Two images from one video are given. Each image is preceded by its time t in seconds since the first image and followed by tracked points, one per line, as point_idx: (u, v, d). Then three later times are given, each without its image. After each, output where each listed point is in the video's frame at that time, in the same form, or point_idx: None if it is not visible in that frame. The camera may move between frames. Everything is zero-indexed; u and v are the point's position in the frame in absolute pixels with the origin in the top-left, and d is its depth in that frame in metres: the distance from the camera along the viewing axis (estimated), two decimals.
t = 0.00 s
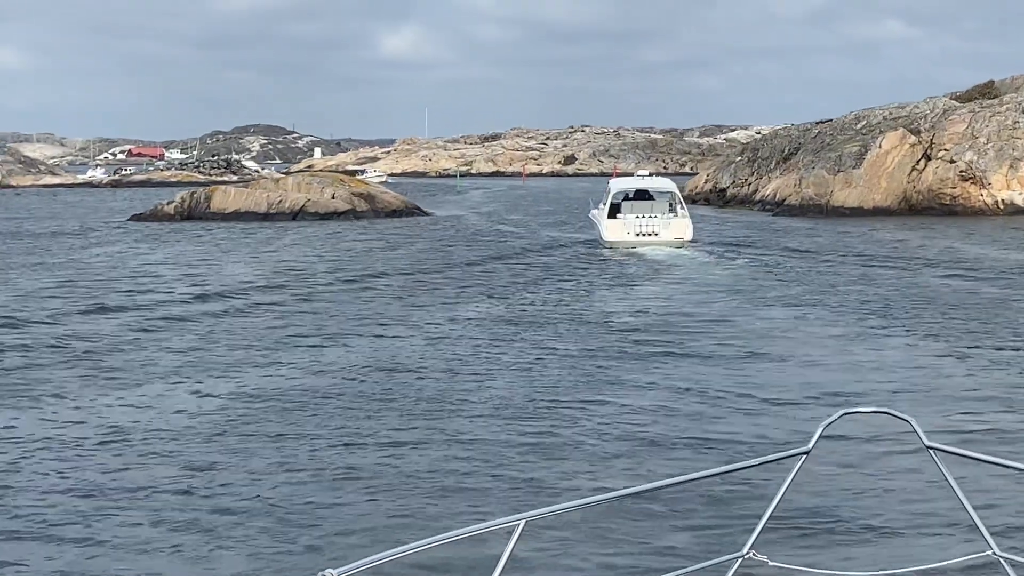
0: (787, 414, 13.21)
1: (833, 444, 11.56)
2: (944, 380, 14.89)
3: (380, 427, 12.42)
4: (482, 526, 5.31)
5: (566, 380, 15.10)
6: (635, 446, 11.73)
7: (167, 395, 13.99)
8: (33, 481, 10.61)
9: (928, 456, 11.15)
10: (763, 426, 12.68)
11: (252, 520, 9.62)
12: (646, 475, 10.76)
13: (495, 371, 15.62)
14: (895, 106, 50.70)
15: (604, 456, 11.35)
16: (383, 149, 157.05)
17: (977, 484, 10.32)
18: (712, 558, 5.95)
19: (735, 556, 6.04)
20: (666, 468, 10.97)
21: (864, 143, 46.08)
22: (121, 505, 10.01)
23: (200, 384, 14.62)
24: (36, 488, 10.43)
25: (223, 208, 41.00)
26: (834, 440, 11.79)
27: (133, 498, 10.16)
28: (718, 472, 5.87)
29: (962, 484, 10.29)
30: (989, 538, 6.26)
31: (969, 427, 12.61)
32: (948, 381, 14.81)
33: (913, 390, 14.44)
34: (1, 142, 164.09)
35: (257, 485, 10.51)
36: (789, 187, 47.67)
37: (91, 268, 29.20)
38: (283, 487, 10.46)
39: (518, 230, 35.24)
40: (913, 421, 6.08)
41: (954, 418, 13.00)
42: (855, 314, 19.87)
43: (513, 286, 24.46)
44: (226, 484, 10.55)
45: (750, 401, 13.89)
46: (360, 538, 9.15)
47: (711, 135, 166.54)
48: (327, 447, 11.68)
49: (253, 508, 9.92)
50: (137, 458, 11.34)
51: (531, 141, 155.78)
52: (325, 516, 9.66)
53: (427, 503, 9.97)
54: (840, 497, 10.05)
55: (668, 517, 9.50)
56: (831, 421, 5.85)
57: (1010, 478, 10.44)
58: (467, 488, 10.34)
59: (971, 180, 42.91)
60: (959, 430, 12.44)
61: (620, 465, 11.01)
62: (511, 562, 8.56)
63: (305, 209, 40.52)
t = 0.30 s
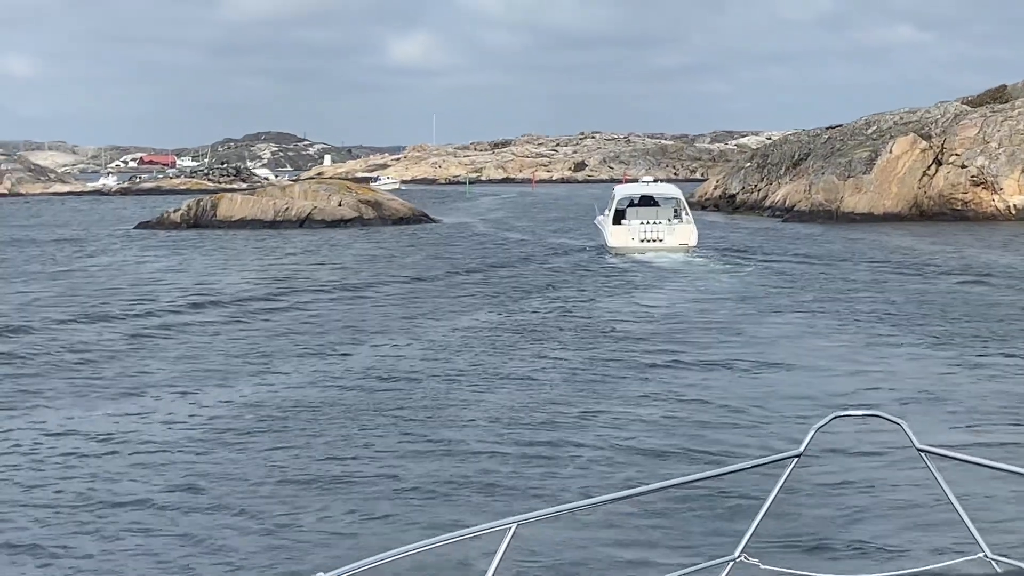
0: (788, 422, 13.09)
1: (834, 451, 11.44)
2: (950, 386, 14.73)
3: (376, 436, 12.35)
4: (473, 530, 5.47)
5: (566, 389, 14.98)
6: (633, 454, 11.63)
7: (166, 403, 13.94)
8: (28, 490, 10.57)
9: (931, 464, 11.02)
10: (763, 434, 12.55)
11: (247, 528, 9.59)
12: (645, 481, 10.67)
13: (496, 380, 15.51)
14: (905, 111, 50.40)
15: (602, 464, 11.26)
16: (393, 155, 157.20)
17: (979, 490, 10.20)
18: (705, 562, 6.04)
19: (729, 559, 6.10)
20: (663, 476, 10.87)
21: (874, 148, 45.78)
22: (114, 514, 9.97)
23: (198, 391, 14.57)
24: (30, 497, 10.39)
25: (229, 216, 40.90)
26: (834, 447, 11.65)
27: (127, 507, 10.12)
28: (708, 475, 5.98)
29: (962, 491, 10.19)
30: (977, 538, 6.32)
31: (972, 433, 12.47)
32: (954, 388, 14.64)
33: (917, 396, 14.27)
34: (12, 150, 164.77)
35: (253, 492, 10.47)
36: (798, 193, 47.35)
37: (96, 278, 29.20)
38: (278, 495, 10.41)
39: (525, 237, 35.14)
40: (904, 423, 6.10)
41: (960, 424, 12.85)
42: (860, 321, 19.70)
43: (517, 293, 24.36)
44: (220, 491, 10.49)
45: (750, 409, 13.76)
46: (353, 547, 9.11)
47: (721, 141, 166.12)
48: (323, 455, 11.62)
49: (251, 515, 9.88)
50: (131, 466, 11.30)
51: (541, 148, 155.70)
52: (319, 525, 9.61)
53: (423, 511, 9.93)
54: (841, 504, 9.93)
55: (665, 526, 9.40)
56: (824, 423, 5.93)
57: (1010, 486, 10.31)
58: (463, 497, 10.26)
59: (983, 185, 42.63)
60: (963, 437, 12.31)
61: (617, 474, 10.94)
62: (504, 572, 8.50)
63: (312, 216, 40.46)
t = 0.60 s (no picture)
0: (790, 435, 12.89)
1: (835, 464, 11.25)
2: (957, 398, 14.48)
3: (372, 450, 12.22)
4: (465, 544, 5.43)
5: (566, 402, 14.80)
6: (628, 469, 11.48)
7: (161, 416, 13.82)
8: (17, 504, 10.47)
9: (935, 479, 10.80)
10: (762, 448, 12.38)
11: (237, 543, 9.47)
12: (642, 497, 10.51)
13: (495, 392, 15.37)
14: (916, 117, 50.06)
15: (599, 480, 11.10)
16: (404, 163, 157.36)
17: (983, 505, 9.99)
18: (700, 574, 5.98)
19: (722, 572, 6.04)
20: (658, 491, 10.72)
21: (885, 155, 45.41)
22: (104, 528, 9.86)
23: (194, 403, 14.45)
24: (20, 510, 10.29)
25: (236, 224, 40.80)
26: (833, 458, 11.47)
27: (117, 521, 10.01)
28: (702, 488, 5.89)
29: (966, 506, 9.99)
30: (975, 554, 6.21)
31: (978, 446, 12.24)
32: (961, 399, 14.39)
33: (923, 408, 14.04)
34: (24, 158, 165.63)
35: (245, 507, 10.35)
36: (808, 201, 47.00)
37: (100, 286, 29.14)
38: (270, 510, 10.29)
39: (531, 244, 34.96)
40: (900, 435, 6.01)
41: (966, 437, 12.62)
42: (867, 330, 19.47)
43: (520, 301, 24.22)
44: (210, 507, 10.37)
45: (752, 421, 13.56)
46: (344, 564, 8.99)
47: (733, 149, 165.69)
48: (317, 470, 11.49)
49: (242, 531, 9.76)
50: (124, 479, 11.19)
51: (552, 155, 155.61)
52: (308, 541, 9.50)
53: (416, 528, 9.79)
54: (840, 518, 9.76)
55: (660, 544, 9.24)
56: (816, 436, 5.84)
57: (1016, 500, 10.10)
58: (456, 513, 10.14)
59: (994, 192, 42.28)
60: (968, 450, 12.10)
61: (614, 491, 10.78)
62: None
63: (318, 225, 40.35)
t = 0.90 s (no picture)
0: (792, 446, 12.77)
1: (834, 473, 11.25)
2: (960, 406, 14.41)
3: (371, 461, 12.24)
4: (460, 553, 5.93)
5: (565, 410, 14.74)
6: (629, 482, 11.38)
7: (162, 428, 13.84)
8: (14, 522, 10.42)
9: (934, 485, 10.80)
10: (763, 459, 12.25)
11: (240, 557, 9.50)
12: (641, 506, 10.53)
13: (496, 402, 15.26)
14: (924, 125, 49.78)
15: (598, 490, 11.11)
16: (411, 170, 157.33)
17: (983, 514, 9.96)
18: None
19: None
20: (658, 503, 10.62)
21: (894, 162, 45.10)
22: (107, 541, 9.91)
23: (194, 415, 14.47)
24: (17, 529, 10.24)
25: (240, 232, 40.71)
26: (835, 469, 11.35)
27: (119, 534, 10.08)
28: (692, 498, 6.14)
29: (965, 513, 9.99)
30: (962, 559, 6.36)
31: (979, 454, 12.21)
32: (963, 407, 14.33)
33: (925, 416, 13.97)
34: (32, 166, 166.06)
35: (247, 520, 10.41)
36: (817, 208, 46.69)
37: (104, 295, 29.08)
38: (271, 523, 10.34)
39: (536, 251, 34.85)
40: (892, 445, 6.16)
41: (967, 446, 12.58)
42: (872, 338, 19.31)
43: (524, 309, 24.10)
44: (211, 520, 10.41)
45: (755, 432, 13.43)
46: None
47: (742, 157, 165.35)
48: (316, 483, 11.52)
49: (244, 543, 9.81)
50: (125, 492, 11.25)
51: (560, 162, 155.47)
52: (306, 558, 9.44)
53: (415, 539, 9.83)
54: (841, 530, 9.65)
55: (660, 558, 9.14)
56: (809, 447, 5.99)
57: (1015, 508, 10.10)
58: (455, 528, 10.05)
59: (1004, 199, 41.99)
60: (970, 458, 12.06)
61: (612, 500, 10.80)
62: None
63: (324, 232, 40.31)
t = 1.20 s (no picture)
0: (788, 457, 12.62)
1: (835, 486, 11.02)
2: (965, 417, 14.15)
3: (364, 472, 12.05)
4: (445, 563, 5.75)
5: (562, 420, 14.52)
6: (622, 492, 11.25)
7: (152, 437, 13.65)
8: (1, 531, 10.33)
9: (938, 497, 10.57)
10: (758, 469, 12.11)
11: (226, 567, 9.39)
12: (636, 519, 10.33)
13: (491, 411, 15.15)
14: (931, 131, 49.50)
15: (589, 500, 11.00)
16: (417, 176, 157.30)
17: (987, 528, 9.73)
18: None
19: None
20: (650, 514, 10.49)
21: (900, 169, 44.82)
22: (94, 551, 9.78)
23: (186, 424, 14.28)
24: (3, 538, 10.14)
25: (243, 238, 40.62)
26: (829, 481, 11.21)
27: (104, 546, 9.90)
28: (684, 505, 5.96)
29: (969, 527, 9.76)
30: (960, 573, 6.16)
31: (985, 466, 11.95)
32: (964, 417, 14.16)
33: (930, 427, 13.71)
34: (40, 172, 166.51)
35: (235, 532, 10.23)
36: (823, 215, 46.40)
37: (104, 300, 29.01)
38: (260, 534, 10.16)
39: (539, 258, 34.71)
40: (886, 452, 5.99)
41: (973, 457, 12.33)
42: (873, 346, 19.13)
43: (524, 316, 23.97)
44: (198, 532, 10.22)
45: (751, 442, 13.28)
46: None
47: (749, 163, 165.00)
48: (307, 493, 11.33)
49: (231, 554, 9.64)
50: (113, 503, 11.07)
51: (567, 169, 155.31)
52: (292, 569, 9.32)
53: (404, 550, 9.72)
54: (833, 543, 9.51)
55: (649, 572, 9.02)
56: (801, 455, 5.80)
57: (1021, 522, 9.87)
58: (443, 540, 9.93)
59: (1011, 206, 41.67)
60: (976, 470, 11.81)
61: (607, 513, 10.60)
62: None
63: (326, 238, 40.15)
